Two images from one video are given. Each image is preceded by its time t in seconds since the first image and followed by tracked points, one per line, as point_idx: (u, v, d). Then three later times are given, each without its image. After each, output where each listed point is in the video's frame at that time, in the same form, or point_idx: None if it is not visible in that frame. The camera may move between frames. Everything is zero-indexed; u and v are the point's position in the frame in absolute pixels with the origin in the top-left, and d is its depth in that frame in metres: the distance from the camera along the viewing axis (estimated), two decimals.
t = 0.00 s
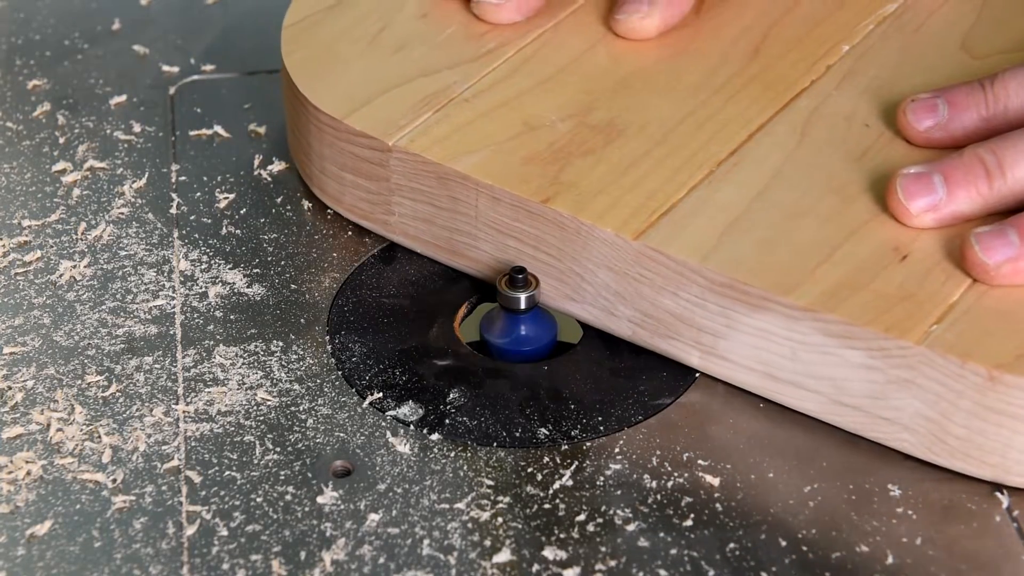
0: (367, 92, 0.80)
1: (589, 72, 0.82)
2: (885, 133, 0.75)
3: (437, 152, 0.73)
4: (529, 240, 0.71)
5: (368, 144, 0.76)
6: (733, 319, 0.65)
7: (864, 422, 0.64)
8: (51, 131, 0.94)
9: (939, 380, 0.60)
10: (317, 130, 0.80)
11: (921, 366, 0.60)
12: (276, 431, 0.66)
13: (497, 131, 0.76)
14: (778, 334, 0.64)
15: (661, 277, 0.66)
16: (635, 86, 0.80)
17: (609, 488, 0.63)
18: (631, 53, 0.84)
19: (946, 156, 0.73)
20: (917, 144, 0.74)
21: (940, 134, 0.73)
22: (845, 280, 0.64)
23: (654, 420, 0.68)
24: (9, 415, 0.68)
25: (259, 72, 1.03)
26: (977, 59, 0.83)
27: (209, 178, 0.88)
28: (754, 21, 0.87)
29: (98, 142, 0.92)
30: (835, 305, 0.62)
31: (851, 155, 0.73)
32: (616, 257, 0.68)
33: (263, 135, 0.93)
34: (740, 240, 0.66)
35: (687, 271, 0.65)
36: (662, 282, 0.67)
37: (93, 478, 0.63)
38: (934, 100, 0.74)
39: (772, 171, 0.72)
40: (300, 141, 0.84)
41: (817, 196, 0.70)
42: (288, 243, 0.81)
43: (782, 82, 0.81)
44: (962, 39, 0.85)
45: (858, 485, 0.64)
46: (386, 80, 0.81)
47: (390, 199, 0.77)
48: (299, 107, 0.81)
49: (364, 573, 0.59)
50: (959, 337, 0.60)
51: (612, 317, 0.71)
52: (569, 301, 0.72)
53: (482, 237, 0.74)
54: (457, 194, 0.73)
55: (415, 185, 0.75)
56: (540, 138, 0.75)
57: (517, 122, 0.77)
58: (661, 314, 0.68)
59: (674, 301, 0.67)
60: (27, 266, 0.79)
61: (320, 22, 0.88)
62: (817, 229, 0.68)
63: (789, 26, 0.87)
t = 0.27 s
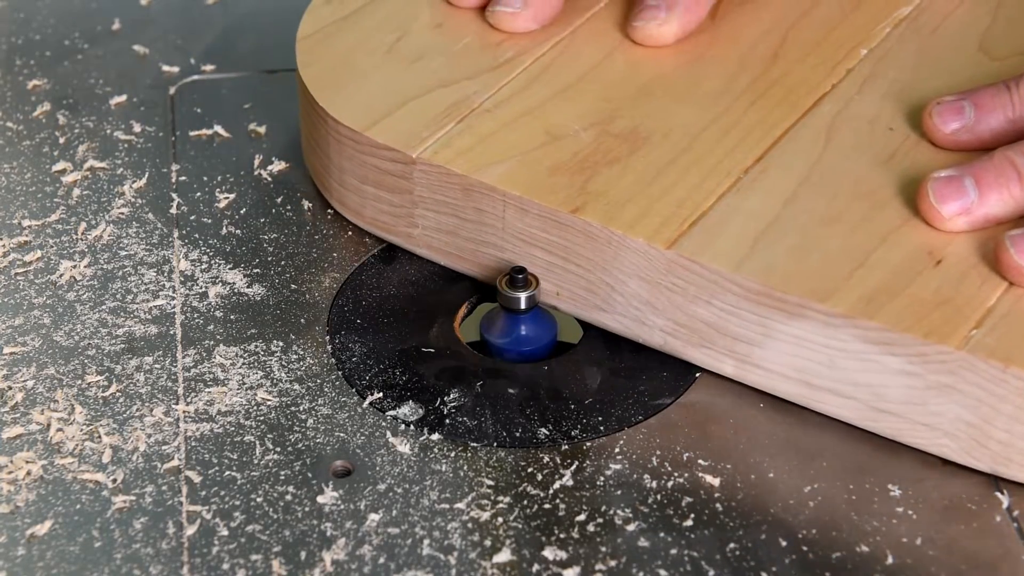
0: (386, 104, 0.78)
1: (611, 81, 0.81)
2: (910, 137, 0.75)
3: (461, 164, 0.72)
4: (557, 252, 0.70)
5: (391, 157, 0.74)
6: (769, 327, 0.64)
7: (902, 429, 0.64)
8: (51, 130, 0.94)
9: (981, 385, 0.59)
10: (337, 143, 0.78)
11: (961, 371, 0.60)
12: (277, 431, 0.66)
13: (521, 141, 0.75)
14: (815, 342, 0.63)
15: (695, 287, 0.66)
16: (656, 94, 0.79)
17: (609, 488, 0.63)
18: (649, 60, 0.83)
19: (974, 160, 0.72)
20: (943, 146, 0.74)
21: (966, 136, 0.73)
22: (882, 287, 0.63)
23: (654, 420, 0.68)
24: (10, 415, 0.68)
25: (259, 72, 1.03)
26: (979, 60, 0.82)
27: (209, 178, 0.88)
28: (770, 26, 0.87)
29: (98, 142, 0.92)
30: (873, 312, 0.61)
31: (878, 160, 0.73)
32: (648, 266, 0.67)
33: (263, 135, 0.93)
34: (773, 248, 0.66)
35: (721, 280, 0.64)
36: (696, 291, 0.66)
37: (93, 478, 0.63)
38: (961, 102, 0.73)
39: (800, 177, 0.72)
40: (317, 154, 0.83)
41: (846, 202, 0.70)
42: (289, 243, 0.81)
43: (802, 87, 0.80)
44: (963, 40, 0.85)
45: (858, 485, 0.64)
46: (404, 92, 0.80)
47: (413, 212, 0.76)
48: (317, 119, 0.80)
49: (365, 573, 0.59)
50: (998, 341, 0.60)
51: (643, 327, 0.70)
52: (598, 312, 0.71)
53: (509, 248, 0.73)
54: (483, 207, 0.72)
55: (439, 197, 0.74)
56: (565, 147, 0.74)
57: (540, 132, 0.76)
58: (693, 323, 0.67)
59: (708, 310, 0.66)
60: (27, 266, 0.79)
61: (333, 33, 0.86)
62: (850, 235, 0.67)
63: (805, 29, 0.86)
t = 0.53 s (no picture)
0: (409, 116, 0.77)
1: (636, 90, 0.80)
2: (941, 139, 0.74)
3: (490, 175, 0.71)
4: (590, 262, 0.69)
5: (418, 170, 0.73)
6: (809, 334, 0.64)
7: (938, 432, 0.64)
8: (52, 130, 0.94)
9: (1006, 387, 0.59)
10: (360, 155, 0.77)
11: (1006, 376, 0.59)
12: (277, 430, 0.66)
13: (548, 152, 0.74)
14: (855, 349, 0.63)
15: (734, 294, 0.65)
16: (681, 101, 0.78)
17: (610, 488, 0.63)
18: (670, 67, 0.82)
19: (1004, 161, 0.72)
20: (973, 148, 0.73)
21: (997, 138, 0.72)
22: (922, 291, 0.63)
23: (655, 420, 0.68)
24: (10, 414, 0.68)
25: (259, 71, 1.03)
26: (984, 59, 0.82)
27: (209, 178, 0.88)
28: (790, 29, 0.86)
29: (99, 142, 0.92)
30: (915, 318, 0.61)
31: (910, 160, 0.72)
32: (684, 275, 0.66)
33: (263, 134, 0.93)
34: (810, 255, 0.65)
35: (760, 288, 0.64)
36: (733, 300, 0.65)
37: (94, 478, 0.63)
38: (990, 103, 0.72)
39: (833, 180, 0.71)
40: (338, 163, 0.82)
41: (881, 206, 0.69)
42: (289, 243, 0.81)
43: (827, 91, 0.79)
44: (972, 40, 0.84)
45: (858, 485, 0.64)
46: (424, 103, 0.79)
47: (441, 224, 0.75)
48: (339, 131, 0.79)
49: (365, 573, 0.59)
50: None
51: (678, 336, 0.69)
52: (633, 319, 0.70)
53: (540, 259, 0.72)
54: (513, 218, 0.71)
55: (468, 208, 0.73)
56: (593, 157, 0.73)
57: (567, 142, 0.75)
58: (730, 331, 0.67)
59: (745, 318, 0.66)
60: (28, 266, 0.79)
61: (351, 45, 0.85)
62: (887, 240, 0.66)
63: (825, 33, 0.85)
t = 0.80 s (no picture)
0: (441, 127, 0.76)
1: (667, 100, 0.79)
2: (976, 142, 0.74)
3: (527, 188, 0.70)
4: (631, 273, 0.68)
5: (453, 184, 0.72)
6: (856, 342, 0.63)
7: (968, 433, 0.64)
8: (52, 130, 0.94)
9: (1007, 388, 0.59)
10: (390, 168, 0.75)
11: None
12: (277, 430, 0.66)
13: (583, 163, 0.73)
14: (905, 355, 0.62)
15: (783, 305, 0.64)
16: (711, 110, 0.78)
17: (610, 488, 0.63)
18: (698, 76, 0.81)
19: None
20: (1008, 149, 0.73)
21: None
22: (972, 296, 0.62)
23: (655, 420, 0.67)
24: (11, 414, 0.68)
25: (259, 71, 1.03)
26: (999, 62, 0.82)
27: (209, 178, 0.88)
28: (814, 35, 0.86)
29: (99, 142, 0.92)
30: (967, 323, 0.60)
31: (946, 164, 0.72)
32: (729, 285, 0.65)
33: (264, 134, 0.93)
34: (855, 263, 0.64)
35: (808, 297, 0.63)
36: (780, 309, 0.64)
37: (94, 478, 0.63)
38: None
39: (872, 184, 0.70)
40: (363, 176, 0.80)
41: (922, 211, 0.68)
42: (290, 243, 0.81)
43: (856, 96, 0.79)
44: (996, 43, 0.84)
45: (859, 484, 0.64)
46: (453, 113, 0.78)
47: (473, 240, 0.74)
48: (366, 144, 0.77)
49: (366, 573, 0.59)
50: None
51: (721, 346, 0.68)
52: (673, 329, 0.69)
53: (578, 272, 0.70)
54: (552, 232, 0.69)
55: (503, 223, 0.71)
56: (629, 166, 0.72)
57: (602, 153, 0.74)
58: (775, 340, 0.66)
59: (792, 328, 0.65)
60: (28, 265, 0.79)
61: (376, 57, 0.84)
62: (931, 245, 0.66)
63: (851, 38, 0.85)
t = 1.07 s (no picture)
0: (469, 137, 0.75)
1: (694, 107, 0.78)
2: (1007, 144, 0.74)
3: (561, 198, 0.69)
4: (668, 282, 0.68)
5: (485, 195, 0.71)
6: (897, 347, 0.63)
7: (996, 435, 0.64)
8: (52, 130, 0.94)
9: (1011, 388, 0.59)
10: (418, 179, 0.74)
11: None
12: (278, 430, 0.66)
13: (616, 172, 0.72)
14: (948, 361, 0.61)
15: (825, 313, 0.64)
16: (739, 116, 0.77)
17: (611, 488, 0.63)
18: (723, 81, 0.81)
19: None
20: None
21: None
22: (1016, 300, 0.62)
23: (655, 420, 0.67)
24: (11, 414, 0.68)
25: (259, 71, 1.03)
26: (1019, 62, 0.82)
27: (209, 178, 0.88)
28: (836, 39, 0.85)
29: (100, 142, 0.92)
30: (1011, 327, 0.60)
31: (978, 168, 0.72)
32: (768, 292, 0.65)
33: (264, 134, 0.93)
34: (895, 268, 0.64)
35: (849, 303, 0.62)
36: (820, 316, 0.64)
37: (95, 478, 0.63)
38: None
39: (906, 189, 0.70)
40: (389, 187, 0.79)
41: (957, 216, 0.68)
42: (290, 243, 0.81)
43: (882, 100, 0.78)
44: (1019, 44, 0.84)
45: (859, 484, 0.64)
46: (480, 121, 0.77)
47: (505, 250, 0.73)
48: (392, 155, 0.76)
49: (367, 573, 0.59)
50: None
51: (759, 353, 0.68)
52: (710, 338, 0.69)
53: (613, 281, 0.70)
54: (587, 242, 0.69)
55: (536, 234, 0.71)
56: (662, 175, 0.72)
57: (634, 162, 0.73)
58: (815, 347, 0.65)
59: (832, 334, 0.64)
60: (28, 265, 0.79)
61: (400, 66, 0.83)
62: (970, 249, 0.66)
63: (873, 41, 0.85)
